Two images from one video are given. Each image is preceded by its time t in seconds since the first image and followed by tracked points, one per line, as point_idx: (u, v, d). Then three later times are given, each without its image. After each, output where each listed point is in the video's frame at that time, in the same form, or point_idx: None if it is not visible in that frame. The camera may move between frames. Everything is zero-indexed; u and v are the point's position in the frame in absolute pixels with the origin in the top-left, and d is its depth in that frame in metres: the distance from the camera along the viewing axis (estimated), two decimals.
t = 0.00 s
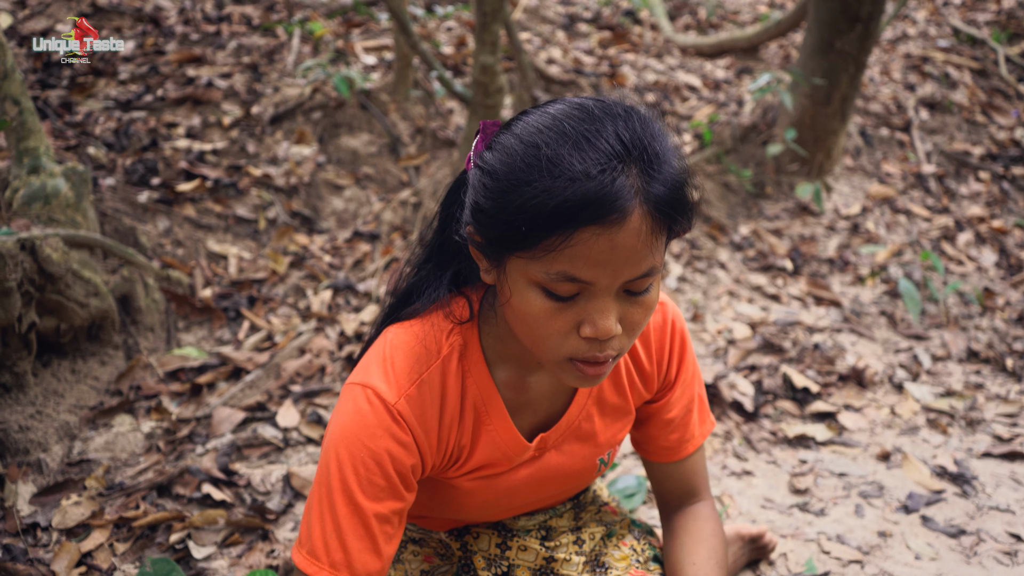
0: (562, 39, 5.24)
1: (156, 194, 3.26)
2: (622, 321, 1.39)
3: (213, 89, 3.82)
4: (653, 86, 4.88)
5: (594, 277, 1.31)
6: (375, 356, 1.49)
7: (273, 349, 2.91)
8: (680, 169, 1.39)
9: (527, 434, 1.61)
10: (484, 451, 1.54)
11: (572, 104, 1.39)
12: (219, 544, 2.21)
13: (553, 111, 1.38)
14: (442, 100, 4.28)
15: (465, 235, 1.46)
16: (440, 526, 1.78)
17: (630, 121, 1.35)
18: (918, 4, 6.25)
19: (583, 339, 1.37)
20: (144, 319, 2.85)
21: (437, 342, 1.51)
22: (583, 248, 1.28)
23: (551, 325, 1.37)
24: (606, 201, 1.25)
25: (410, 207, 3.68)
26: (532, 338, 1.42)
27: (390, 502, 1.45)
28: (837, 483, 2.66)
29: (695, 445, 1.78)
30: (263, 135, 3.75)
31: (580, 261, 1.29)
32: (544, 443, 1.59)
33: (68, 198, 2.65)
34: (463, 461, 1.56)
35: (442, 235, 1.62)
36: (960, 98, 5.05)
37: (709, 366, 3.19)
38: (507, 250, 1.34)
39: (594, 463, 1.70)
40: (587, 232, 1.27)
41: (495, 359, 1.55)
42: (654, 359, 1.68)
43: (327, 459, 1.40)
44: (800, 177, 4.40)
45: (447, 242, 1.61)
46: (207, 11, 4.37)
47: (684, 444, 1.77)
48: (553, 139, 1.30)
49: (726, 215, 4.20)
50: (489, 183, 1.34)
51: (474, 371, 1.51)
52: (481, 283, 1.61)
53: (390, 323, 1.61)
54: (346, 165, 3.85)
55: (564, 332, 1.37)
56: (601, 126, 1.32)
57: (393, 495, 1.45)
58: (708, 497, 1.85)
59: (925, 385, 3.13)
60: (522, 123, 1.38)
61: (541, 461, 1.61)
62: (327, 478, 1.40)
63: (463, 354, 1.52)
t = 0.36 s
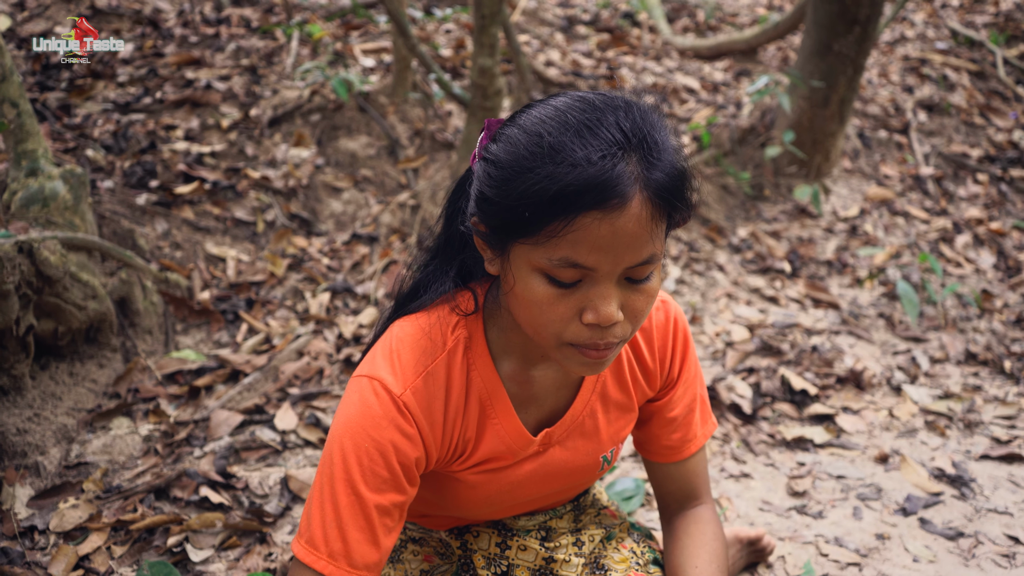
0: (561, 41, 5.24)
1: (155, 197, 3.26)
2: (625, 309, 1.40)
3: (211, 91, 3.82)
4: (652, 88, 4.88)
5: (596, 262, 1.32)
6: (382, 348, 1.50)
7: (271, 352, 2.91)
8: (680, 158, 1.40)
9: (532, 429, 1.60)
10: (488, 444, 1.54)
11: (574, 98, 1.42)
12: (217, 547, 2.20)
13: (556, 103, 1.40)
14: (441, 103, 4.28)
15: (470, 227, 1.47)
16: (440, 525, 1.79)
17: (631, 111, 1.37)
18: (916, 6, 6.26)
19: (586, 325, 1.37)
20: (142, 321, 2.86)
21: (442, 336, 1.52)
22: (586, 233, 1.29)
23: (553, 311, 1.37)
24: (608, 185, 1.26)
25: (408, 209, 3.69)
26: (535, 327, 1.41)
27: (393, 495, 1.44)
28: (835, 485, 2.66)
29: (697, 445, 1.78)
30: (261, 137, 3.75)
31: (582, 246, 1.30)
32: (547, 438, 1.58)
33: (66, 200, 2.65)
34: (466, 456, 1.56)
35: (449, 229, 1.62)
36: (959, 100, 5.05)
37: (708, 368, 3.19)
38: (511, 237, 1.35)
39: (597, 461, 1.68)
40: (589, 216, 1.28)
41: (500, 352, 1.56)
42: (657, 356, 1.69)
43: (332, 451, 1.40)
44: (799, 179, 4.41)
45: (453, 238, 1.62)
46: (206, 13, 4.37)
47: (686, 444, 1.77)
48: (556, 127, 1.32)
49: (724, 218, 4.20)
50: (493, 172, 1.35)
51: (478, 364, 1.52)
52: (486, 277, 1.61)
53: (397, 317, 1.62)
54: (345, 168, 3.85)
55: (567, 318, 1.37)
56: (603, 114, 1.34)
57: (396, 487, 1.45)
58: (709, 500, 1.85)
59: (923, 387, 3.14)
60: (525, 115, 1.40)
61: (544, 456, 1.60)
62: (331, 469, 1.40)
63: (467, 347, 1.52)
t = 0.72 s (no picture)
0: (560, 43, 5.25)
1: (154, 197, 3.26)
2: (618, 303, 1.40)
3: (210, 92, 3.82)
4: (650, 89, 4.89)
5: (590, 255, 1.32)
6: (374, 342, 1.51)
7: (270, 353, 2.91)
8: (673, 152, 1.41)
9: (524, 426, 1.60)
10: (478, 440, 1.54)
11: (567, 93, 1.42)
12: (215, 548, 2.20)
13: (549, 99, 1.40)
14: (441, 104, 4.28)
15: (464, 223, 1.48)
16: (435, 524, 1.78)
17: (625, 106, 1.38)
18: (915, 8, 6.27)
19: (580, 319, 1.37)
20: (141, 322, 2.87)
21: (433, 331, 1.52)
22: (580, 226, 1.30)
23: (547, 305, 1.37)
24: (602, 177, 1.27)
25: (407, 211, 3.70)
26: (529, 321, 1.41)
27: (383, 488, 1.44)
28: (834, 486, 2.66)
29: (692, 446, 1.78)
30: (260, 139, 3.75)
31: (577, 239, 1.30)
32: (539, 435, 1.58)
33: (65, 201, 2.66)
34: (456, 452, 1.56)
35: (442, 227, 1.63)
36: (957, 102, 5.06)
37: (706, 369, 3.19)
38: (507, 231, 1.36)
39: (590, 460, 1.67)
40: (583, 209, 1.28)
41: (491, 348, 1.56)
42: (650, 356, 1.69)
43: (322, 442, 1.41)
44: (797, 180, 4.42)
45: (448, 236, 1.63)
46: (205, 14, 4.38)
47: (680, 445, 1.77)
48: (549, 121, 1.32)
49: (723, 219, 4.21)
50: (487, 166, 1.35)
51: (469, 360, 1.52)
52: (479, 274, 1.62)
53: (390, 313, 1.62)
54: (344, 169, 3.85)
55: (562, 312, 1.37)
56: (596, 109, 1.35)
57: (387, 480, 1.45)
58: (705, 502, 1.85)
59: (921, 388, 3.14)
60: (519, 111, 1.40)
61: (536, 454, 1.60)
62: (322, 460, 1.40)
63: (458, 343, 1.53)
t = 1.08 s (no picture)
0: (560, 43, 5.24)
1: (154, 197, 3.26)
2: (610, 277, 1.40)
3: (211, 92, 3.82)
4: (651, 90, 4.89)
5: (582, 226, 1.33)
6: (372, 328, 1.52)
7: (270, 353, 2.91)
8: (663, 132, 1.43)
9: (521, 409, 1.59)
10: (475, 423, 1.53)
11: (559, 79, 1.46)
12: (216, 548, 2.20)
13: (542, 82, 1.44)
14: (441, 104, 4.27)
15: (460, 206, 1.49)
16: (433, 514, 1.78)
17: (615, 88, 1.41)
18: (915, 8, 6.27)
19: (572, 291, 1.37)
20: (141, 322, 2.86)
21: (430, 316, 1.53)
22: (571, 197, 1.31)
23: (541, 278, 1.37)
24: (591, 148, 1.29)
25: (407, 211, 3.69)
26: (522, 296, 1.41)
27: (387, 470, 1.44)
28: (834, 487, 2.66)
29: (687, 439, 1.77)
30: (261, 138, 3.75)
31: (568, 209, 1.31)
32: (535, 419, 1.57)
33: (65, 201, 2.65)
34: (453, 435, 1.55)
35: (439, 215, 1.66)
36: (957, 103, 5.06)
37: (706, 369, 3.19)
38: (501, 206, 1.37)
39: (584, 448, 1.66)
40: (574, 179, 1.30)
41: (487, 332, 1.56)
42: (643, 347, 1.69)
43: (325, 428, 1.41)
44: (798, 181, 4.43)
45: (444, 222, 1.66)
46: (206, 14, 4.38)
47: (675, 437, 1.76)
48: (541, 98, 1.35)
49: (723, 219, 4.21)
50: (482, 144, 1.37)
51: (465, 344, 1.52)
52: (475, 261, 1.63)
53: (388, 301, 1.64)
54: (344, 169, 3.85)
55: (555, 284, 1.37)
56: (587, 89, 1.38)
57: (389, 462, 1.45)
58: (703, 499, 1.84)
59: (922, 389, 3.14)
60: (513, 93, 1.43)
61: (532, 438, 1.59)
62: (326, 444, 1.41)
63: (454, 327, 1.53)
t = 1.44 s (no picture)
0: (561, 44, 5.24)
1: (156, 197, 3.27)
2: (627, 269, 1.40)
3: (212, 92, 3.82)
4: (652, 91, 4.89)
5: (601, 217, 1.33)
6: (390, 314, 1.53)
7: (271, 353, 2.91)
8: (681, 127, 1.44)
9: (535, 400, 1.59)
10: (489, 411, 1.54)
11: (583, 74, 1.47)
12: (217, 548, 2.20)
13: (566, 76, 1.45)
14: (442, 105, 4.27)
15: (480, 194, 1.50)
16: (439, 512, 1.78)
17: (635, 82, 1.41)
18: (915, 10, 6.27)
19: (589, 281, 1.37)
20: (142, 322, 2.87)
21: (448, 304, 1.54)
22: (590, 187, 1.31)
23: (558, 268, 1.38)
24: (612, 140, 1.29)
25: (409, 211, 3.70)
26: (540, 285, 1.41)
27: (403, 453, 1.44)
28: (835, 487, 2.66)
29: (693, 438, 1.77)
30: (262, 139, 3.75)
31: (588, 200, 1.32)
32: (548, 409, 1.57)
33: (67, 201, 2.66)
34: (467, 423, 1.55)
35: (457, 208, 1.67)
36: (958, 104, 5.06)
37: (707, 370, 3.19)
38: (521, 195, 1.37)
39: (594, 443, 1.65)
40: (594, 170, 1.30)
41: (503, 322, 1.57)
42: (654, 343, 1.70)
43: (343, 407, 1.41)
44: (798, 182, 4.43)
45: (463, 213, 1.66)
46: (207, 15, 4.38)
47: (682, 436, 1.76)
48: (564, 90, 1.36)
49: (724, 220, 4.21)
50: (504, 134, 1.38)
51: (482, 332, 1.53)
52: (492, 253, 1.64)
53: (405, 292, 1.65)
54: (346, 169, 3.85)
55: (572, 274, 1.37)
56: (608, 83, 1.39)
57: (406, 445, 1.44)
58: (706, 500, 1.84)
59: (922, 390, 3.14)
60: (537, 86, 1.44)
61: (544, 430, 1.59)
62: (343, 423, 1.41)
63: (472, 315, 1.54)
